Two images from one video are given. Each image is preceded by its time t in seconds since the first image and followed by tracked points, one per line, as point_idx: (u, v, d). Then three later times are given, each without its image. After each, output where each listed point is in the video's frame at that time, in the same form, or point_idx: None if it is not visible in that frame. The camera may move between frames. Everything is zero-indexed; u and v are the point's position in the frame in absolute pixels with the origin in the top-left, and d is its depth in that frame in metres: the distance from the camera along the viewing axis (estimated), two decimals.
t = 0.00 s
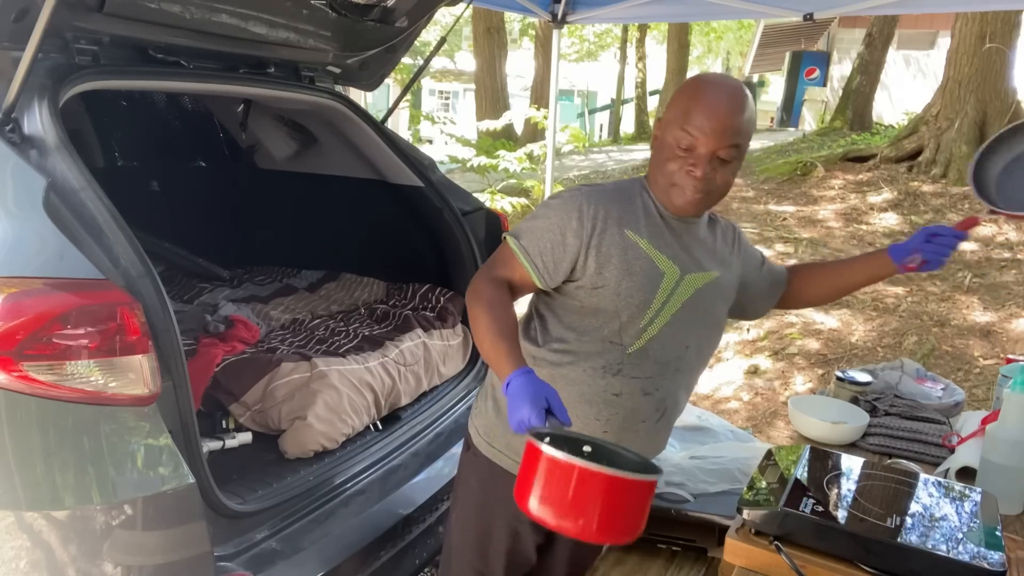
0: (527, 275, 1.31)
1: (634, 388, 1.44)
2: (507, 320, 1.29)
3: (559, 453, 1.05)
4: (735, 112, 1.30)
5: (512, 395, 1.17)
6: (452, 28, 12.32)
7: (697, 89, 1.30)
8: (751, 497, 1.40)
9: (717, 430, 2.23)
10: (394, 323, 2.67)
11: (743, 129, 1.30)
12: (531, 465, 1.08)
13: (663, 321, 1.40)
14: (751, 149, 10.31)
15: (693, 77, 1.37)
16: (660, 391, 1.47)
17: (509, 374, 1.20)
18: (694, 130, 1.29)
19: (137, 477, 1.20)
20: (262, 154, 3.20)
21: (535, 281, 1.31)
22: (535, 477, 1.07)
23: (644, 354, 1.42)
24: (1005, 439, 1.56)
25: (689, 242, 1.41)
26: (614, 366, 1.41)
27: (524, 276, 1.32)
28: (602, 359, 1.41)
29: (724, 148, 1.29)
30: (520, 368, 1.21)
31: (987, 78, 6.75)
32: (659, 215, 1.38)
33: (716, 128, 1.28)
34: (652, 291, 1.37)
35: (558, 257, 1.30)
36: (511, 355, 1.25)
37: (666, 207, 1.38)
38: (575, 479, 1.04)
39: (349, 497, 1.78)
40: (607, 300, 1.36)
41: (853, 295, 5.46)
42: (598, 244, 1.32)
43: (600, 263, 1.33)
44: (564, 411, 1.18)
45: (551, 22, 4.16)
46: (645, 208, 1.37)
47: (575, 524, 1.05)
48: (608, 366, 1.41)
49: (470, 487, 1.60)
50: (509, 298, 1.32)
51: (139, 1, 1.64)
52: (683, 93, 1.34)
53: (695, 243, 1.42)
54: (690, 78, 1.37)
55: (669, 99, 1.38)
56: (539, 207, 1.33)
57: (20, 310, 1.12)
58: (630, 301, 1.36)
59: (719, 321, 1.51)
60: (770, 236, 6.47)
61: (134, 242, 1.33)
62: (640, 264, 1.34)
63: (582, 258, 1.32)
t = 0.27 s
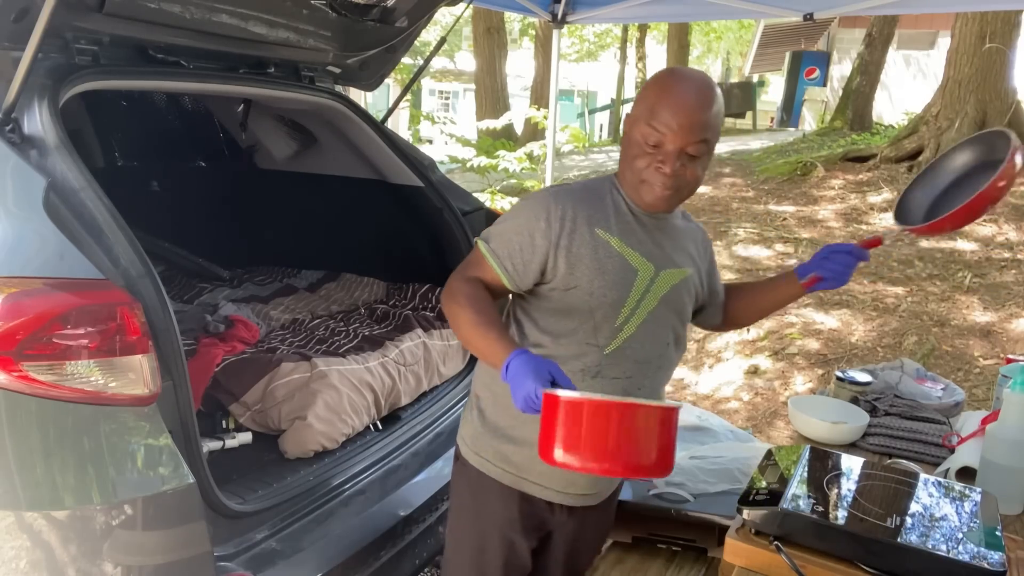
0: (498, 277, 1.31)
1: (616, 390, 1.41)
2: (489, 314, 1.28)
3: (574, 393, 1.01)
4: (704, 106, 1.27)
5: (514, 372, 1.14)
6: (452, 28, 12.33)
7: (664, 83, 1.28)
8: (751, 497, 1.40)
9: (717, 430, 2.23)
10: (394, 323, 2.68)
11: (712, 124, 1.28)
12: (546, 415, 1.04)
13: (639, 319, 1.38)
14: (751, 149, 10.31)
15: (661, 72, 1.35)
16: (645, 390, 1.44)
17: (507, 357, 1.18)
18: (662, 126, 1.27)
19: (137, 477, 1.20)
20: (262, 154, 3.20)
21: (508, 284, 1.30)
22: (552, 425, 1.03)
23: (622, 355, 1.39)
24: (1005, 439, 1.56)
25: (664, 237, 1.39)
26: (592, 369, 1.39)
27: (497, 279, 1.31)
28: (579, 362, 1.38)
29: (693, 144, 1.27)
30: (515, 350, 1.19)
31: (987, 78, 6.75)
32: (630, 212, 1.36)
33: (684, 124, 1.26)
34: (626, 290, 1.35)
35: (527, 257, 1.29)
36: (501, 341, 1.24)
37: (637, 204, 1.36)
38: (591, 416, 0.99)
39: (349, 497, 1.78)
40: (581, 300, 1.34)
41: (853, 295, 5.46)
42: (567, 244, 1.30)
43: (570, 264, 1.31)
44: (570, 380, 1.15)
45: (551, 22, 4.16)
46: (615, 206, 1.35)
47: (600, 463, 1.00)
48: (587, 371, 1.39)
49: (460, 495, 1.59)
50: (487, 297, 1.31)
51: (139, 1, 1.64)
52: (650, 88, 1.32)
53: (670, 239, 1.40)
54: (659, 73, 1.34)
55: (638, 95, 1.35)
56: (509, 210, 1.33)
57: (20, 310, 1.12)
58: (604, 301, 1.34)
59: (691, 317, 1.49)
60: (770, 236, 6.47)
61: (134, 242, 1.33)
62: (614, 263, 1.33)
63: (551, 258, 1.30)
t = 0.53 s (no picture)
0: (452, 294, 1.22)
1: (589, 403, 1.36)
2: (448, 329, 1.18)
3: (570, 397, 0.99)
4: (653, 106, 1.23)
5: (489, 389, 1.07)
6: (452, 28, 12.34)
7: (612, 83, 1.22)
8: (751, 497, 1.40)
9: (718, 431, 2.22)
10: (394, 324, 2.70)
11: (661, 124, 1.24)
12: (545, 423, 1.02)
13: (608, 327, 1.34)
14: (750, 149, 10.32)
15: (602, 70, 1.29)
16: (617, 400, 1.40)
17: (478, 372, 1.10)
18: (612, 129, 1.21)
19: (137, 477, 1.20)
20: (262, 155, 3.20)
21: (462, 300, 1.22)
22: (551, 430, 1.01)
23: (596, 366, 1.35)
24: (1005, 439, 1.56)
25: (620, 240, 1.35)
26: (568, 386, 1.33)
27: (451, 295, 1.22)
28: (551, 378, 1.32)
29: (645, 146, 1.22)
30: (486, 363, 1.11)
31: (987, 78, 6.75)
32: (586, 216, 1.31)
33: (636, 126, 1.21)
34: (592, 299, 1.30)
35: (483, 273, 1.21)
36: (467, 356, 1.14)
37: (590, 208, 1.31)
38: (586, 418, 0.98)
39: (349, 497, 1.78)
40: (545, 313, 1.28)
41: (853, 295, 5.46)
42: (525, 256, 1.23)
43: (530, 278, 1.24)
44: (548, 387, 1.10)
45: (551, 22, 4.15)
46: (570, 209, 1.30)
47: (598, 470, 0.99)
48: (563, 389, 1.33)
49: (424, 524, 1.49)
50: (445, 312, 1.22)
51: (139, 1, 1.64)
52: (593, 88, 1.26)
53: (625, 240, 1.36)
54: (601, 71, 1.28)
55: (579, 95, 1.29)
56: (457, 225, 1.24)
57: (20, 310, 1.12)
58: (570, 312, 1.29)
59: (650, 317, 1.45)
60: (770, 235, 6.47)
61: (134, 242, 1.33)
62: (577, 271, 1.27)
63: (509, 273, 1.23)
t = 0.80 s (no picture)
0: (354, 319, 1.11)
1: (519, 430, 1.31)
2: (352, 358, 1.07)
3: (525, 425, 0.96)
4: (574, 101, 1.21)
5: (420, 419, 1.00)
6: (453, 28, 12.34)
7: (531, 75, 1.19)
8: (751, 497, 1.40)
9: (718, 431, 2.20)
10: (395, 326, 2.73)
11: (582, 119, 1.22)
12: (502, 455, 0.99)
13: (532, 346, 1.27)
14: (750, 149, 10.32)
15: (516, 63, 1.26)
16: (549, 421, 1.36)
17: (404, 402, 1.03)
18: (533, 119, 1.18)
19: (138, 477, 1.21)
20: (262, 154, 3.13)
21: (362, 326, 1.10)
22: (507, 463, 0.98)
23: (521, 392, 1.28)
24: (1005, 439, 1.56)
25: (536, 250, 1.28)
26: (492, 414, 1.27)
27: (353, 322, 1.10)
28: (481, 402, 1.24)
29: (564, 141, 1.20)
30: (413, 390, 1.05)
31: (987, 78, 6.75)
32: (499, 224, 1.24)
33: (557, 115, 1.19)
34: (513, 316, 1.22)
35: (389, 295, 1.11)
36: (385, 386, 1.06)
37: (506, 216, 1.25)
38: (545, 448, 0.95)
39: (349, 497, 1.79)
40: (460, 334, 1.19)
41: (853, 295, 5.46)
42: (434, 272, 1.14)
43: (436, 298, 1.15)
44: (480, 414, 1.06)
45: (550, 22, 4.13)
46: (481, 218, 1.22)
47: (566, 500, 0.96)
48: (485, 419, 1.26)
49: (354, 552, 1.41)
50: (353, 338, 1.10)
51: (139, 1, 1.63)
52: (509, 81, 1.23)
53: (541, 249, 1.30)
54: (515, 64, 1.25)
55: (492, 89, 1.25)
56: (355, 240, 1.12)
57: (20, 310, 1.12)
58: (488, 331, 1.20)
59: (572, 328, 1.40)
60: (770, 235, 6.47)
61: (134, 242, 1.33)
62: (494, 288, 1.20)
63: (416, 290, 1.12)
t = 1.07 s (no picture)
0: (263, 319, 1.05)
1: (456, 440, 1.22)
2: (256, 361, 1.01)
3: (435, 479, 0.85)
4: (523, 71, 1.16)
5: (324, 442, 0.92)
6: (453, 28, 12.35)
7: (475, 49, 1.14)
8: (751, 497, 1.40)
9: (718, 431, 2.12)
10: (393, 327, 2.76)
11: (535, 94, 1.19)
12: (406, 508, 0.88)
13: (468, 344, 1.19)
14: (751, 149, 10.33)
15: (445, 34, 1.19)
16: (493, 430, 1.27)
17: (309, 422, 0.95)
18: (491, 100, 1.13)
19: (138, 477, 1.21)
20: (262, 155, 3.06)
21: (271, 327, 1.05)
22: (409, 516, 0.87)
23: (455, 395, 1.20)
24: (1005, 439, 1.56)
25: (476, 244, 1.22)
26: (421, 423, 1.18)
27: (261, 324, 1.05)
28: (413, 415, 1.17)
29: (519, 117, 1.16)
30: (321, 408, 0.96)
31: (987, 78, 6.75)
32: (432, 213, 1.18)
33: (515, 95, 1.15)
34: (443, 311, 1.15)
35: (300, 292, 1.05)
36: (289, 396, 0.99)
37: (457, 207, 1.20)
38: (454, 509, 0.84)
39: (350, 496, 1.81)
40: (384, 334, 1.13)
41: (853, 295, 5.46)
42: (351, 266, 1.08)
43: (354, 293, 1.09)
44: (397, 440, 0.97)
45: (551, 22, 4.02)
46: (408, 207, 1.16)
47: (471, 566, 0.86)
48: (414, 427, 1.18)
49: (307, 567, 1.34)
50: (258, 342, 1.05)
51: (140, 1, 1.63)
52: (447, 57, 1.16)
53: (482, 242, 1.23)
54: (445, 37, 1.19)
55: (425, 69, 1.18)
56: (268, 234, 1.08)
57: (20, 311, 1.12)
58: (416, 331, 1.14)
59: (522, 327, 1.32)
60: (770, 235, 6.48)
61: (134, 241, 1.32)
62: (421, 281, 1.13)
63: (330, 288, 1.07)
